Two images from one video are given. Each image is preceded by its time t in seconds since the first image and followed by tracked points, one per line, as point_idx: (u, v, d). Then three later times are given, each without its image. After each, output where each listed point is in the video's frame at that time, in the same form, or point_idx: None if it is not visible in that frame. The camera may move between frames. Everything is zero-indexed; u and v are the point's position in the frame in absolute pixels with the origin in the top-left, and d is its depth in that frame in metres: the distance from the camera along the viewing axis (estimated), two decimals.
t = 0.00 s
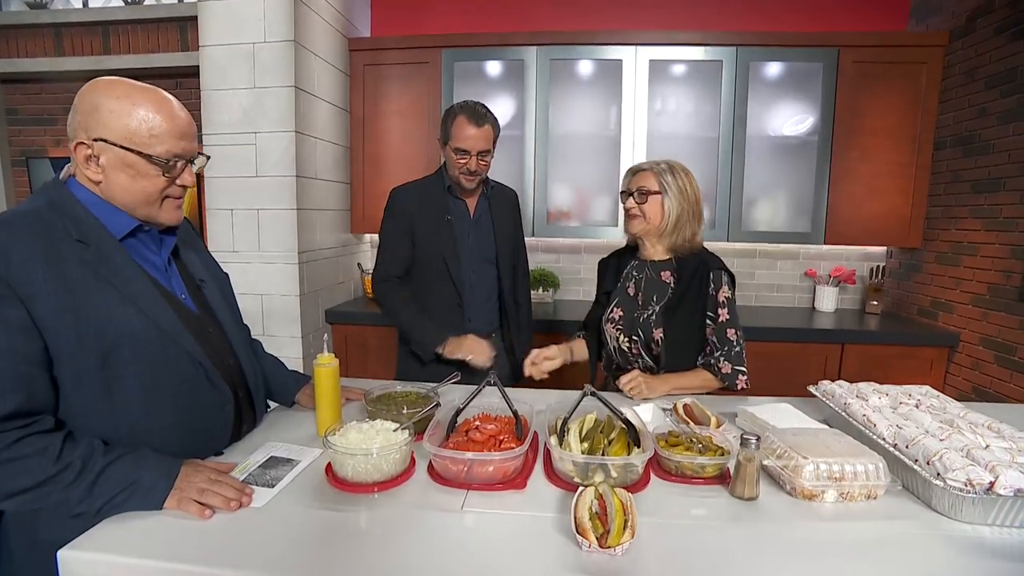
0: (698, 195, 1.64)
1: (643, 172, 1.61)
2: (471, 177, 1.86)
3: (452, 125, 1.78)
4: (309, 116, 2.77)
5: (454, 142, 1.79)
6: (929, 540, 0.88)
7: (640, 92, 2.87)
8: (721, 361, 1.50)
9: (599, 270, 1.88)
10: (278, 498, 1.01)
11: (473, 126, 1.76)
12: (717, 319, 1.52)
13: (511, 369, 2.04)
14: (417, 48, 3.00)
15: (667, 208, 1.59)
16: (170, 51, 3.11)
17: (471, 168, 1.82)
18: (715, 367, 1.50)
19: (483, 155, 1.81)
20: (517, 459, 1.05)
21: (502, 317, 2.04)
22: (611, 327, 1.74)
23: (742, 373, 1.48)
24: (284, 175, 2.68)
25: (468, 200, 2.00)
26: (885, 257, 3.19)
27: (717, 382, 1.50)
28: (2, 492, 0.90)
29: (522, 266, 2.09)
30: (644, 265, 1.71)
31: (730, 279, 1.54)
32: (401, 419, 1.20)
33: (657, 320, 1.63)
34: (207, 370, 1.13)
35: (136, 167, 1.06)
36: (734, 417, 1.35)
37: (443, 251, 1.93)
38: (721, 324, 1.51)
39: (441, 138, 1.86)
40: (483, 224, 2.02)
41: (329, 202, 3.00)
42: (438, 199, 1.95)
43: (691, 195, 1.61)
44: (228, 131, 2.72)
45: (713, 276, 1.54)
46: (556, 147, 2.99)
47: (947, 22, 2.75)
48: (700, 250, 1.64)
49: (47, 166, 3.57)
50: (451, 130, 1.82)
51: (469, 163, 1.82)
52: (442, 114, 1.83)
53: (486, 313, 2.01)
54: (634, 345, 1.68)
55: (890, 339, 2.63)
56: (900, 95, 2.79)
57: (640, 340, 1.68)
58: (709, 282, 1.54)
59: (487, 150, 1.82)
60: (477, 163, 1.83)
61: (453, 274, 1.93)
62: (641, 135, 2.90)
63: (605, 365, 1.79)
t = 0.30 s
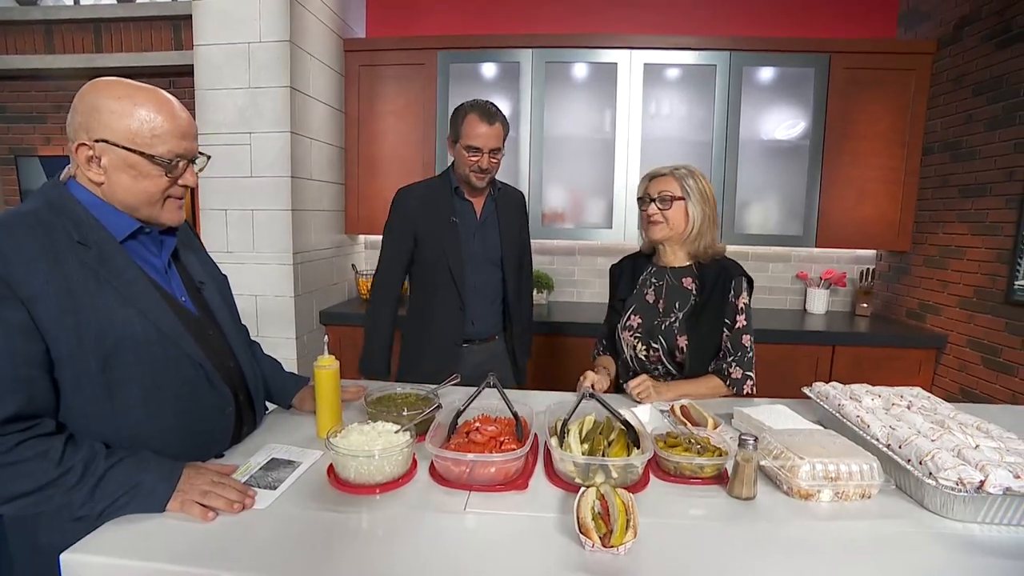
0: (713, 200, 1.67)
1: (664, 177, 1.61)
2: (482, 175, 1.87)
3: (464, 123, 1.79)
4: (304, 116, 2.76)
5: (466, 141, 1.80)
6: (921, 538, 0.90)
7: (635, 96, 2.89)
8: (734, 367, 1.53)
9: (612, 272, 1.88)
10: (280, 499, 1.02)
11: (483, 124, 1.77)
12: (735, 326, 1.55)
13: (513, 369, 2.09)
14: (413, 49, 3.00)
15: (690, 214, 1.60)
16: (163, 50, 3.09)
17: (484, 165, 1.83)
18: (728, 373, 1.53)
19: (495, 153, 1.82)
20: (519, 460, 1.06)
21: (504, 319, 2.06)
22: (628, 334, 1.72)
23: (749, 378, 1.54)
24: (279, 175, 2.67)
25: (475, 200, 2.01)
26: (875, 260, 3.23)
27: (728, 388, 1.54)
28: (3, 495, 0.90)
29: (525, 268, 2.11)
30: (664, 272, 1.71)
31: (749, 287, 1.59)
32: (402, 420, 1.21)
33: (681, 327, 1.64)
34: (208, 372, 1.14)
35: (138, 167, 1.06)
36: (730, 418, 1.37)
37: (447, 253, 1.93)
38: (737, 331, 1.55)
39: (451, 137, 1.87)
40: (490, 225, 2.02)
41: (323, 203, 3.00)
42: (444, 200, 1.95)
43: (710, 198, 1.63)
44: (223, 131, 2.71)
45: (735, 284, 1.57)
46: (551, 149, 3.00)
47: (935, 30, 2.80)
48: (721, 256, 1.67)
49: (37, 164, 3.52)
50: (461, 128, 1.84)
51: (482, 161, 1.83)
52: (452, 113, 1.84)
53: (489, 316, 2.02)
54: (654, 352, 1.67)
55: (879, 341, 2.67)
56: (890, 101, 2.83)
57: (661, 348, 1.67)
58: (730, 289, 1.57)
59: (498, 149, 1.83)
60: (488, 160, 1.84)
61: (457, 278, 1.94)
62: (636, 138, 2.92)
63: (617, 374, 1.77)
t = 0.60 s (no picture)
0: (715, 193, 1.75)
1: (688, 177, 1.63)
2: (501, 175, 1.90)
3: (483, 122, 1.82)
4: (304, 116, 2.77)
5: (486, 140, 1.82)
6: (918, 527, 0.93)
7: (632, 95, 2.91)
8: (746, 360, 1.55)
9: (621, 273, 1.87)
10: (292, 494, 1.03)
11: (503, 123, 1.80)
12: (750, 322, 1.56)
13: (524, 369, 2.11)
14: (411, 49, 3.02)
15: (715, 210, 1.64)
16: (162, 50, 3.09)
17: (504, 164, 1.86)
18: (741, 366, 1.55)
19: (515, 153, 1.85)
20: (526, 454, 1.08)
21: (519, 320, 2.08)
22: (649, 334, 1.73)
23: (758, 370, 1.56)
24: (279, 175, 2.68)
25: (486, 201, 2.03)
26: (870, 258, 3.27)
27: (740, 382, 1.55)
28: (18, 491, 0.91)
29: (539, 267, 2.12)
30: (681, 270, 1.72)
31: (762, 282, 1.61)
32: (410, 416, 1.23)
33: (704, 324, 1.66)
34: (219, 370, 1.15)
35: (149, 166, 1.07)
36: (731, 413, 1.40)
37: (458, 253, 1.96)
38: (752, 326, 1.57)
39: (469, 137, 1.90)
40: (503, 224, 2.04)
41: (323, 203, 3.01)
42: (455, 199, 1.99)
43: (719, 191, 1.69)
44: (223, 131, 2.72)
45: (750, 281, 1.59)
46: (549, 148, 3.02)
47: (928, 30, 2.84)
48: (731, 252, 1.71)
49: (35, 165, 3.51)
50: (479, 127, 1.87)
51: (501, 161, 1.86)
52: (469, 112, 1.87)
53: (502, 316, 2.04)
54: (679, 350, 1.69)
55: (874, 338, 2.70)
56: (884, 100, 2.86)
57: (686, 346, 1.69)
58: (744, 287, 1.58)
59: (516, 148, 1.86)
60: (508, 160, 1.87)
61: (467, 276, 1.97)
62: (634, 137, 2.94)
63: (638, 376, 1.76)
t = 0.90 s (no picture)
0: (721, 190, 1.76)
1: (692, 177, 1.65)
2: (513, 167, 1.92)
3: (494, 117, 1.86)
4: (307, 116, 2.79)
5: (497, 133, 1.85)
6: (921, 514, 0.95)
7: (633, 93, 2.93)
8: (769, 353, 1.58)
9: (626, 271, 1.86)
10: (308, 488, 1.06)
11: (512, 116, 1.83)
12: (766, 315, 1.61)
13: (540, 367, 2.12)
14: (413, 48, 3.03)
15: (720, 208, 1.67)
16: (164, 51, 3.10)
17: (514, 156, 1.89)
18: (765, 360, 1.58)
19: (525, 144, 1.87)
20: (537, 447, 1.11)
21: (535, 317, 2.10)
22: (658, 331, 1.74)
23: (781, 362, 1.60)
24: (283, 175, 2.70)
25: (502, 197, 2.06)
26: (870, 253, 3.29)
27: (766, 375, 1.58)
28: (42, 486, 0.93)
29: (556, 266, 2.14)
30: (690, 268, 1.74)
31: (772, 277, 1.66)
32: (422, 412, 1.25)
33: (714, 320, 1.69)
34: (235, 366, 1.17)
35: (164, 164, 1.09)
36: (736, 407, 1.42)
37: (472, 249, 2.01)
38: (768, 319, 1.61)
39: (481, 132, 1.94)
40: (520, 220, 2.07)
41: (326, 202, 3.03)
42: (470, 195, 2.03)
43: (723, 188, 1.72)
44: (226, 132, 2.73)
45: (761, 276, 1.63)
46: (551, 146, 3.04)
47: (927, 26, 2.86)
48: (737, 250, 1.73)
49: (39, 167, 3.52)
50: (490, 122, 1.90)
51: (512, 152, 1.88)
52: (481, 109, 1.91)
53: (519, 314, 2.07)
54: (690, 346, 1.70)
55: (875, 332, 2.72)
56: (884, 96, 2.87)
57: (696, 342, 1.71)
58: (755, 282, 1.63)
59: (527, 139, 1.89)
60: (520, 151, 1.89)
61: (481, 271, 2.02)
62: (635, 135, 2.96)
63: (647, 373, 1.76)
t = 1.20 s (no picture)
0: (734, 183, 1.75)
1: (698, 173, 1.67)
2: (508, 158, 1.95)
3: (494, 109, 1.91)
4: (313, 115, 2.80)
5: (492, 124, 1.90)
6: (930, 502, 0.97)
7: (637, 89, 2.94)
8: (776, 348, 1.59)
9: (638, 264, 1.90)
10: (326, 482, 1.08)
11: (507, 107, 1.87)
12: (775, 310, 1.61)
13: (552, 362, 2.12)
14: (416, 47, 3.04)
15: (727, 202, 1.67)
16: (170, 52, 3.11)
17: (506, 146, 1.91)
18: (772, 355, 1.59)
19: (517, 135, 1.89)
20: (550, 440, 1.12)
21: (548, 314, 2.10)
22: (667, 323, 1.76)
23: (788, 356, 1.62)
24: (289, 174, 2.72)
25: (515, 190, 2.08)
26: (875, 246, 3.30)
27: (773, 370, 1.59)
28: (67, 480, 0.95)
29: (572, 263, 2.14)
30: (699, 261, 1.75)
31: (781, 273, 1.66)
32: (435, 406, 1.27)
33: (723, 313, 1.70)
34: (250, 362, 1.19)
35: (177, 162, 1.11)
36: (744, 401, 1.43)
37: (485, 244, 2.05)
38: (776, 315, 1.61)
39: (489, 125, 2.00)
40: (533, 215, 2.08)
41: (333, 200, 3.05)
42: (485, 191, 2.07)
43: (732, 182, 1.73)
44: (233, 132, 2.75)
45: (770, 271, 1.64)
46: (556, 143, 3.05)
47: (931, 19, 2.85)
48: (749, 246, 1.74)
49: (46, 168, 3.54)
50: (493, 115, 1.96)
51: (505, 143, 1.91)
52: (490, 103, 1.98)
53: (531, 310, 2.08)
54: (698, 339, 1.72)
55: (881, 325, 2.72)
56: (888, 89, 2.87)
57: (704, 334, 1.72)
58: (764, 277, 1.64)
59: (522, 131, 1.90)
60: (513, 142, 1.91)
61: (493, 267, 2.04)
62: (639, 131, 2.97)
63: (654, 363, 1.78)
